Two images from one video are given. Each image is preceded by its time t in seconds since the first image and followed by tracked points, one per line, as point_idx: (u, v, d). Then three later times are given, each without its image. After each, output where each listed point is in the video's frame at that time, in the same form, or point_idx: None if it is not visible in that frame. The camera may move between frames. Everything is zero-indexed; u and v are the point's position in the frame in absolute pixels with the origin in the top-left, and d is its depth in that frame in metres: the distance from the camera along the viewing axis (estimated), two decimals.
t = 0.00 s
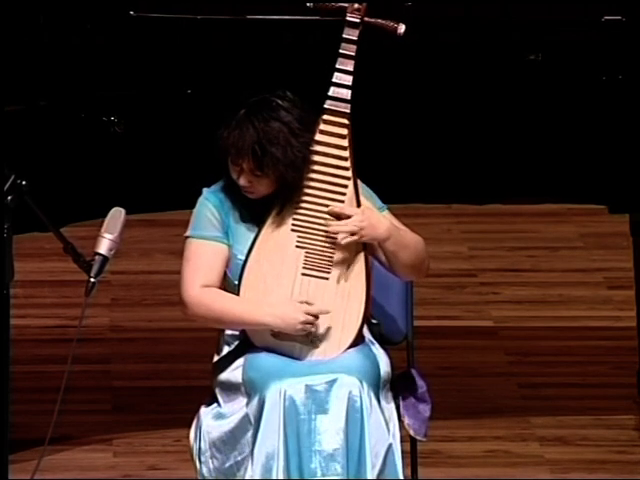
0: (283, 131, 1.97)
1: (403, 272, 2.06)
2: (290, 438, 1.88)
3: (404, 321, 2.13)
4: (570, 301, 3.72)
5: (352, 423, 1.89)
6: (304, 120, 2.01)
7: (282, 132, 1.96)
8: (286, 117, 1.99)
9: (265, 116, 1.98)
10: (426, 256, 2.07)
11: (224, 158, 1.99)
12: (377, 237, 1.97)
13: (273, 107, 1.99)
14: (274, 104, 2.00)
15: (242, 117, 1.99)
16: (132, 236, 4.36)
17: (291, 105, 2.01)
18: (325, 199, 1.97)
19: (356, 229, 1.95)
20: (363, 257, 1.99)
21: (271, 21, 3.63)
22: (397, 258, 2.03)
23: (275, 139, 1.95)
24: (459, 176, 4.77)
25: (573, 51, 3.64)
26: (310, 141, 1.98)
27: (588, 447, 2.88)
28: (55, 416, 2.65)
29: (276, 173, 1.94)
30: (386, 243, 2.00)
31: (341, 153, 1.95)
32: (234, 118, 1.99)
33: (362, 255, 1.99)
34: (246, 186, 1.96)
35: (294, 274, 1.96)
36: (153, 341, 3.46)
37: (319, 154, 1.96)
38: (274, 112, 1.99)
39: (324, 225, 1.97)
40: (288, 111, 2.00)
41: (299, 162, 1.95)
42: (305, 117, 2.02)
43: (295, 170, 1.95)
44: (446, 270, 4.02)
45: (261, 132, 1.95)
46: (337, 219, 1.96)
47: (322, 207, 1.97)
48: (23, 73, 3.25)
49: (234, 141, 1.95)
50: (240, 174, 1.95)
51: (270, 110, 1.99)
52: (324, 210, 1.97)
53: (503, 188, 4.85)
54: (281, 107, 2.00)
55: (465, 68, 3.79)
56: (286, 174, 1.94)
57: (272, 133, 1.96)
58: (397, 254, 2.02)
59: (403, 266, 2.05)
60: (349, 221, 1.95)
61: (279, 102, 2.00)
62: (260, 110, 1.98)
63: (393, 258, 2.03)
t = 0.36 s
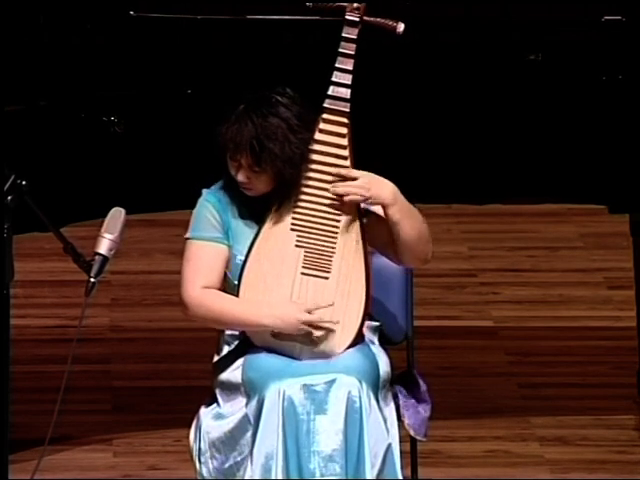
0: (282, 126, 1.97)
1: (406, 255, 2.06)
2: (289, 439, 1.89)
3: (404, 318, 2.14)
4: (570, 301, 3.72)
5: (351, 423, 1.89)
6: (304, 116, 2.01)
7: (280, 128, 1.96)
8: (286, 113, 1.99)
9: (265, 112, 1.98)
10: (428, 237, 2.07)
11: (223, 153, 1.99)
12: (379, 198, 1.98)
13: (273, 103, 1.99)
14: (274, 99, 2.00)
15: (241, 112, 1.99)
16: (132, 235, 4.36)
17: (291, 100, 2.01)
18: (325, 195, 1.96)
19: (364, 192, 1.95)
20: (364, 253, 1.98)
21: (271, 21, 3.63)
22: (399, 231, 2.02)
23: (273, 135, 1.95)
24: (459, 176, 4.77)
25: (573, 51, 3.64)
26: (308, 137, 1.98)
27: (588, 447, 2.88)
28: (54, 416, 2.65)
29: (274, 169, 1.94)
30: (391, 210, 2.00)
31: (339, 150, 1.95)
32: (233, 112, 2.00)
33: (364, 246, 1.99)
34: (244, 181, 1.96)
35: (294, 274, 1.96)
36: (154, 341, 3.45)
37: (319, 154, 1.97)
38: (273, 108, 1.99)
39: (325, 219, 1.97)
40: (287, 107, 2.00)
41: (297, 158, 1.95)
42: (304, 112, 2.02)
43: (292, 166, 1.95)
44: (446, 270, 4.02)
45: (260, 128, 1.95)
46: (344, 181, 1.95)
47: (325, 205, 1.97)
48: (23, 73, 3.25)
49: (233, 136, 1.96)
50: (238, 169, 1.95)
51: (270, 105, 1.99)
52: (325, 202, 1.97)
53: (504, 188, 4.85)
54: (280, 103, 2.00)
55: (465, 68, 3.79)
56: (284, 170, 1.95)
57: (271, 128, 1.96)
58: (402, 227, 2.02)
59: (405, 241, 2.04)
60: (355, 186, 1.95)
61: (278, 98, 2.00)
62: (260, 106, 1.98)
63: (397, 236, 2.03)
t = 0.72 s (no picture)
0: (282, 136, 1.99)
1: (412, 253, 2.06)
2: (289, 438, 1.88)
3: (404, 316, 2.14)
4: (570, 301, 3.72)
5: (351, 423, 1.89)
6: (305, 127, 2.04)
7: (280, 138, 1.99)
8: (286, 123, 2.02)
9: (265, 122, 2.00)
10: (433, 233, 2.06)
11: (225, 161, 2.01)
12: (384, 199, 1.98)
13: (274, 113, 2.03)
14: (275, 110, 2.03)
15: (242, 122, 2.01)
16: (132, 235, 4.36)
17: (292, 111, 2.04)
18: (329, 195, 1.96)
19: (364, 192, 1.96)
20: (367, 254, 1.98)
21: (272, 21, 3.63)
22: (403, 229, 2.02)
23: (273, 146, 1.98)
24: (459, 176, 4.77)
25: (573, 52, 3.65)
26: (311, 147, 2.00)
27: (587, 447, 2.88)
28: (54, 416, 2.65)
29: (274, 178, 1.96)
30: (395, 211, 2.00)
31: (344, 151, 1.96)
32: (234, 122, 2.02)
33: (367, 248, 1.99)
34: (244, 188, 1.98)
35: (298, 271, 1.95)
36: (155, 342, 3.45)
37: (321, 154, 1.96)
38: (274, 117, 2.02)
39: (329, 220, 1.97)
40: (288, 117, 2.03)
41: (297, 168, 1.97)
42: (306, 122, 2.05)
43: (293, 176, 1.97)
44: (446, 270, 4.02)
45: (260, 138, 1.98)
46: (346, 181, 1.95)
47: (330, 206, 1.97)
48: (23, 73, 3.26)
49: (233, 144, 1.98)
50: (238, 177, 1.97)
51: (270, 115, 2.02)
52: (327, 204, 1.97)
53: (504, 188, 4.85)
54: (282, 113, 2.03)
55: (464, 68, 3.79)
56: (283, 180, 1.97)
57: (271, 138, 1.98)
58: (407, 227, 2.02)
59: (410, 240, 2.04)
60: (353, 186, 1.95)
61: (280, 109, 2.03)
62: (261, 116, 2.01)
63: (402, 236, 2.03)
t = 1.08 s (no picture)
0: (291, 134, 2.00)
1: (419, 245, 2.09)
2: (289, 438, 1.88)
3: (405, 304, 2.16)
4: (570, 301, 3.72)
5: (352, 423, 1.89)
6: (310, 122, 2.05)
7: (290, 135, 1.99)
8: (292, 120, 2.02)
9: (272, 120, 2.01)
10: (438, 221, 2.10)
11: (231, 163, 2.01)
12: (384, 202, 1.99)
13: (279, 111, 2.03)
14: (279, 108, 2.03)
15: (248, 123, 2.01)
16: (131, 236, 4.35)
17: (296, 108, 2.05)
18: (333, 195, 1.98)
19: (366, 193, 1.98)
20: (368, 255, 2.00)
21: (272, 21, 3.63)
22: (409, 226, 2.05)
23: (284, 143, 1.98)
24: (459, 176, 4.77)
25: (573, 52, 3.65)
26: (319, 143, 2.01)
27: (588, 446, 2.88)
28: (55, 416, 2.66)
29: (286, 176, 1.97)
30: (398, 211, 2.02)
31: (345, 150, 1.98)
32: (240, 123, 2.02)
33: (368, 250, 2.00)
34: (252, 191, 1.98)
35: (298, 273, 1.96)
36: (154, 341, 3.44)
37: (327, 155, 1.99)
38: (280, 116, 2.02)
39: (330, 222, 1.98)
40: (293, 113, 2.03)
41: (308, 165, 1.98)
42: (309, 116, 2.05)
43: (305, 173, 1.98)
44: (446, 270, 4.02)
45: (269, 136, 1.98)
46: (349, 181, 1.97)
47: (333, 208, 1.98)
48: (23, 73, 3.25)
49: (242, 145, 1.98)
50: (246, 179, 1.97)
51: (276, 114, 2.02)
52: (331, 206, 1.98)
53: (504, 188, 4.85)
54: (286, 110, 2.03)
55: (464, 68, 3.80)
56: (296, 177, 1.97)
57: (281, 136, 1.99)
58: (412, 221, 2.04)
59: (417, 234, 2.06)
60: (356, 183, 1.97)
61: (284, 106, 2.03)
62: (266, 115, 2.01)
63: (407, 229, 2.06)
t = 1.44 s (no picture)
0: (288, 142, 2.01)
1: (417, 246, 2.09)
2: (289, 438, 1.88)
3: (405, 309, 2.16)
4: (570, 301, 3.72)
5: (352, 422, 1.89)
6: (307, 130, 2.06)
7: (287, 143, 2.01)
8: (289, 128, 2.04)
9: (269, 128, 2.02)
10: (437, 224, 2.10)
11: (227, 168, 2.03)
12: (388, 197, 2.00)
13: (276, 119, 2.04)
14: (277, 116, 2.05)
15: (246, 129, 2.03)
16: (131, 236, 4.35)
17: (293, 116, 2.06)
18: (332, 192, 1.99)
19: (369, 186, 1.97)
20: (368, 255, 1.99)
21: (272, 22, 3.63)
22: (410, 225, 2.05)
23: (281, 150, 2.00)
24: (459, 176, 4.76)
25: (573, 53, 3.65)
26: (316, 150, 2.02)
27: (587, 446, 2.88)
28: (55, 415, 2.66)
29: (283, 182, 1.98)
30: (400, 207, 2.02)
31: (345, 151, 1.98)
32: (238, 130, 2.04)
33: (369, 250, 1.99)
34: (249, 195, 2.00)
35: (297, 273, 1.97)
36: (155, 341, 3.43)
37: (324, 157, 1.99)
38: (277, 124, 2.04)
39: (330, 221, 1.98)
40: (291, 120, 2.05)
41: (305, 171, 2.00)
42: (307, 126, 2.06)
43: (301, 180, 1.99)
44: (446, 270, 4.01)
45: (266, 144, 2.00)
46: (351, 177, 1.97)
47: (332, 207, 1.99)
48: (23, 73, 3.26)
49: (240, 152, 2.00)
50: (243, 184, 1.99)
51: (274, 122, 2.04)
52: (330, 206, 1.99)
53: (504, 188, 4.84)
54: (284, 118, 2.05)
55: (464, 68, 3.80)
56: (293, 184, 1.99)
57: (277, 144, 2.00)
58: (412, 221, 2.04)
59: (416, 234, 2.06)
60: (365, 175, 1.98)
61: (281, 113, 2.05)
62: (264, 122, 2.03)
63: (406, 230, 2.06)
